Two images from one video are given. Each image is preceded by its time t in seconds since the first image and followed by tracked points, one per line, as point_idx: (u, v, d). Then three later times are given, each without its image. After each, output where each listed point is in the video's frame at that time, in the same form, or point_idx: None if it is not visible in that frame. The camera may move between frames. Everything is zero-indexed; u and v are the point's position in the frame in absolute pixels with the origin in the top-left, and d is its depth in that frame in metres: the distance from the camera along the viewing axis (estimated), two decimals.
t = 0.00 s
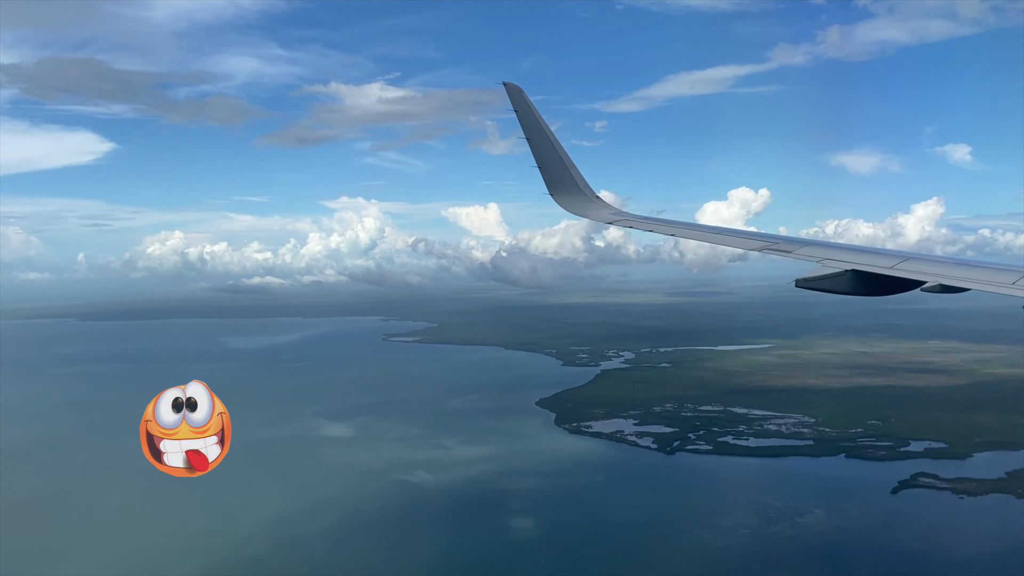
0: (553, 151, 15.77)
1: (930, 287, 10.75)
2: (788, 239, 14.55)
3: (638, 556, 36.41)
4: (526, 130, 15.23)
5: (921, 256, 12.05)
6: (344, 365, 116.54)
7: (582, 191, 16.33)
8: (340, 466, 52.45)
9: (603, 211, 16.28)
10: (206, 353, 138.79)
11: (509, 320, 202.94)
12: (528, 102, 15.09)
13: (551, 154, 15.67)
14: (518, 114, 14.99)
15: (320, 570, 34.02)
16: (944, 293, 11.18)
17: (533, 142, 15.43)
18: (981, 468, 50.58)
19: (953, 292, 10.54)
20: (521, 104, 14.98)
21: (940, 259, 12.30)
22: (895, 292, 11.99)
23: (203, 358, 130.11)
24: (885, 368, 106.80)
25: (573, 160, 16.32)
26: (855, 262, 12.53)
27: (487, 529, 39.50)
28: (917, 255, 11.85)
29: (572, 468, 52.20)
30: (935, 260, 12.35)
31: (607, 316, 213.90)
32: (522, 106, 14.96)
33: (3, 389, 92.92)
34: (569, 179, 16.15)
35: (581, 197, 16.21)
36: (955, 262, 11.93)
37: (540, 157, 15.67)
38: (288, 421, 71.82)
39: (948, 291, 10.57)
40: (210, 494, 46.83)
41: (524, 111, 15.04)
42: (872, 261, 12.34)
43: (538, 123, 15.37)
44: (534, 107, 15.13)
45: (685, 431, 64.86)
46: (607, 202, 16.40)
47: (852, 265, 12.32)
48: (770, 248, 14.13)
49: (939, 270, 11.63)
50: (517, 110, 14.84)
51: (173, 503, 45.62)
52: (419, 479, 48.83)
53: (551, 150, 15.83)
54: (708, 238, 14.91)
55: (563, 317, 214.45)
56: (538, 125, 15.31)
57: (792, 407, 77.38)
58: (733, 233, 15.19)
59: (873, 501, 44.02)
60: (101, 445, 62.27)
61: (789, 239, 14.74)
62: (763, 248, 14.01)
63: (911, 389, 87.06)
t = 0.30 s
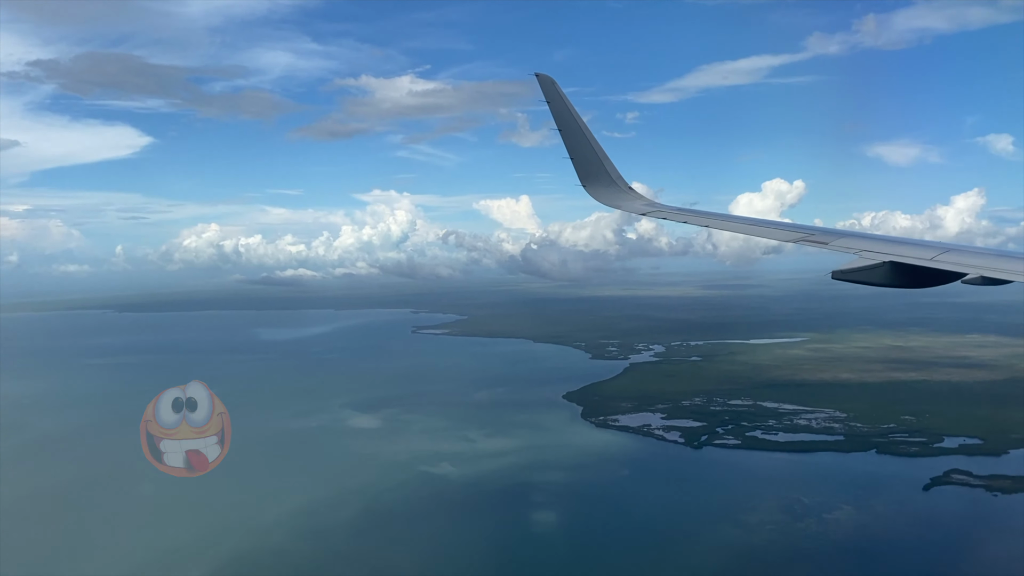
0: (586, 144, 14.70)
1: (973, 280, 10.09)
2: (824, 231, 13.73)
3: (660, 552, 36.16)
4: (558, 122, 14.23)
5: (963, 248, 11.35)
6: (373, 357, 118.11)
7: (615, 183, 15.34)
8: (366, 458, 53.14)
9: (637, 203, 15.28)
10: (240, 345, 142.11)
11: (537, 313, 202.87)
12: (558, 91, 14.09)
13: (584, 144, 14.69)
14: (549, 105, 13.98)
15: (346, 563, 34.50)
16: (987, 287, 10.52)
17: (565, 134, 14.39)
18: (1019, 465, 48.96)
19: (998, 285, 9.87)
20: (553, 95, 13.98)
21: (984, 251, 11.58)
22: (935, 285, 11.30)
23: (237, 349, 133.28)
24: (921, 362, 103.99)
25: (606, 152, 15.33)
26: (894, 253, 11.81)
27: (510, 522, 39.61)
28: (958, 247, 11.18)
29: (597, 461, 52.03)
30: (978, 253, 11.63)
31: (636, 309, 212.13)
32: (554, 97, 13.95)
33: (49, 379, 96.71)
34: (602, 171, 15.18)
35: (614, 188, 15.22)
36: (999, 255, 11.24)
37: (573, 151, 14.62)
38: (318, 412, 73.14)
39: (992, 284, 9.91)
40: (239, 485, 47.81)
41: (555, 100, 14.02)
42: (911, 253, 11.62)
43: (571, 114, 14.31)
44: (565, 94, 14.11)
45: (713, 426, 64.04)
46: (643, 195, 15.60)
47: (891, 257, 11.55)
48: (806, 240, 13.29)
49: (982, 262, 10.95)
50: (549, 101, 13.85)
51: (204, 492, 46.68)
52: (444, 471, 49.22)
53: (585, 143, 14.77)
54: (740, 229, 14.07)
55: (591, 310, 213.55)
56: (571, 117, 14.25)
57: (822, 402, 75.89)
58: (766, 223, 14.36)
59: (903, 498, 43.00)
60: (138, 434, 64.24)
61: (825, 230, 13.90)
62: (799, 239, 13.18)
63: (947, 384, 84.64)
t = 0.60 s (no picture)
0: (616, 131, 14.39)
1: (1013, 269, 9.71)
2: (858, 222, 13.40)
3: (682, 544, 35.98)
4: (589, 111, 13.93)
5: (1004, 238, 10.97)
6: (400, 347, 119.54)
7: (646, 171, 15.07)
8: (391, 447, 53.93)
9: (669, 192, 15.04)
10: (271, 335, 145.11)
11: (563, 304, 202.43)
12: (589, 80, 13.79)
13: (614, 134, 14.43)
14: (581, 95, 13.69)
15: (367, 553, 35.04)
16: None
17: (596, 123, 14.09)
18: None
19: None
20: (584, 85, 13.71)
21: None
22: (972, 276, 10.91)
23: (268, 340, 136.15)
24: (955, 355, 101.17)
25: (636, 140, 15.05)
26: (929, 244, 11.45)
27: (531, 513, 39.89)
28: (998, 237, 10.81)
29: (619, 453, 52.00)
30: (1020, 244, 11.22)
31: (662, 301, 210.18)
32: (586, 88, 13.70)
33: (89, 368, 100.23)
34: (632, 161, 14.93)
35: (646, 177, 14.97)
36: None
37: (603, 140, 14.37)
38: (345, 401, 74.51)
39: None
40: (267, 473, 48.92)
41: (586, 91, 13.75)
42: (947, 243, 11.28)
43: (601, 103, 14.03)
44: (596, 84, 13.82)
45: (739, 418, 63.42)
46: (669, 184, 15.47)
47: (927, 247, 11.16)
48: (839, 230, 12.99)
49: None
50: (579, 91, 13.57)
51: (233, 479, 47.87)
52: (466, 461, 49.73)
53: (615, 131, 14.54)
54: (772, 220, 13.78)
55: (617, 301, 212.45)
56: (602, 105, 13.97)
57: (851, 394, 74.47)
58: (798, 214, 14.06)
59: (932, 492, 42.10)
60: (173, 422, 66.29)
61: (859, 221, 13.56)
62: (832, 230, 12.86)
63: (982, 377, 82.27)
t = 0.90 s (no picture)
0: (646, 120, 14.25)
1: None
2: (892, 212, 13.07)
3: (700, 537, 35.80)
4: (619, 100, 13.81)
5: None
6: (425, 338, 120.53)
7: (675, 161, 14.91)
8: (413, 437, 54.53)
9: (699, 181, 14.86)
10: (299, 325, 147.55)
11: (588, 296, 201.54)
12: (619, 69, 13.73)
13: (643, 123, 14.34)
14: (611, 84, 13.60)
15: (385, 542, 35.51)
16: None
17: (625, 112, 13.96)
18: None
19: None
20: (614, 74, 13.61)
21: None
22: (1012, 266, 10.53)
23: (296, 330, 138.39)
24: (991, 347, 98.13)
25: (666, 130, 14.90)
26: (966, 234, 11.10)
27: (550, 504, 40.02)
28: None
29: (640, 444, 51.83)
30: None
31: (689, 292, 207.84)
32: (615, 77, 13.60)
33: (125, 357, 103.13)
34: (662, 150, 14.78)
35: (675, 167, 14.83)
36: None
37: (633, 129, 14.24)
38: (370, 391, 75.55)
39: None
40: (290, 462, 49.84)
41: (616, 80, 13.67)
42: (985, 233, 10.92)
43: (632, 92, 13.92)
44: (626, 73, 13.74)
45: (764, 410, 62.68)
46: (699, 174, 15.29)
47: (963, 237, 10.82)
48: (872, 220, 12.69)
49: None
50: (609, 80, 13.50)
51: (257, 467, 48.89)
52: (487, 452, 50.09)
53: (644, 120, 14.39)
54: (803, 209, 13.53)
55: (643, 292, 210.78)
56: (632, 94, 13.84)
57: (880, 387, 72.94)
58: (830, 204, 13.80)
59: (959, 487, 41.14)
60: (202, 410, 67.91)
61: (894, 210, 13.22)
62: (865, 220, 12.57)
63: (1019, 370, 79.71)
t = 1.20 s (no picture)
0: (674, 110, 14.07)
1: None
2: (928, 202, 12.66)
3: (718, 529, 35.56)
4: (648, 90, 13.63)
5: None
6: (448, 329, 121.22)
7: (705, 151, 14.67)
8: (433, 427, 55.00)
9: (728, 172, 14.64)
10: (325, 315, 149.62)
11: (611, 287, 200.28)
12: (648, 59, 13.55)
13: (672, 113, 14.15)
14: (639, 74, 13.43)
15: (401, 532, 35.89)
16: None
17: (654, 102, 13.79)
18: None
19: None
20: (643, 64, 13.44)
21: None
22: None
23: (322, 320, 140.18)
24: None
25: (696, 120, 14.68)
26: (1005, 224, 10.68)
27: (567, 495, 40.11)
28: None
29: (659, 435, 51.54)
30: None
31: (714, 283, 205.10)
32: (644, 67, 13.44)
33: (157, 346, 105.66)
34: (691, 141, 14.55)
35: (705, 158, 14.58)
36: None
37: (662, 120, 14.07)
38: (392, 381, 76.34)
39: None
40: (309, 451, 50.59)
41: (645, 69, 13.50)
42: None
43: (661, 82, 13.72)
44: (655, 62, 13.57)
45: (787, 402, 61.79)
46: (728, 165, 15.02)
47: (1001, 228, 10.41)
48: (905, 211, 12.32)
49: None
50: (638, 70, 13.33)
51: (277, 456, 49.68)
52: (506, 443, 50.25)
53: (673, 110, 14.20)
54: (834, 200, 13.22)
55: (667, 283, 208.61)
56: (661, 84, 13.67)
57: (908, 379, 71.34)
58: (862, 195, 13.45)
59: (987, 482, 40.15)
60: (228, 400, 69.28)
61: (929, 201, 12.80)
62: (897, 211, 12.21)
63: None
